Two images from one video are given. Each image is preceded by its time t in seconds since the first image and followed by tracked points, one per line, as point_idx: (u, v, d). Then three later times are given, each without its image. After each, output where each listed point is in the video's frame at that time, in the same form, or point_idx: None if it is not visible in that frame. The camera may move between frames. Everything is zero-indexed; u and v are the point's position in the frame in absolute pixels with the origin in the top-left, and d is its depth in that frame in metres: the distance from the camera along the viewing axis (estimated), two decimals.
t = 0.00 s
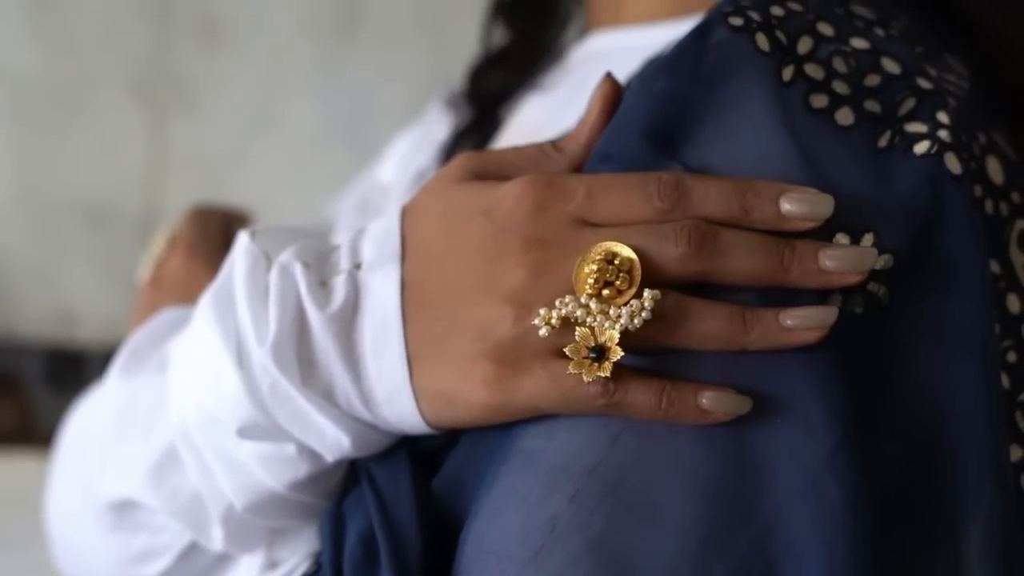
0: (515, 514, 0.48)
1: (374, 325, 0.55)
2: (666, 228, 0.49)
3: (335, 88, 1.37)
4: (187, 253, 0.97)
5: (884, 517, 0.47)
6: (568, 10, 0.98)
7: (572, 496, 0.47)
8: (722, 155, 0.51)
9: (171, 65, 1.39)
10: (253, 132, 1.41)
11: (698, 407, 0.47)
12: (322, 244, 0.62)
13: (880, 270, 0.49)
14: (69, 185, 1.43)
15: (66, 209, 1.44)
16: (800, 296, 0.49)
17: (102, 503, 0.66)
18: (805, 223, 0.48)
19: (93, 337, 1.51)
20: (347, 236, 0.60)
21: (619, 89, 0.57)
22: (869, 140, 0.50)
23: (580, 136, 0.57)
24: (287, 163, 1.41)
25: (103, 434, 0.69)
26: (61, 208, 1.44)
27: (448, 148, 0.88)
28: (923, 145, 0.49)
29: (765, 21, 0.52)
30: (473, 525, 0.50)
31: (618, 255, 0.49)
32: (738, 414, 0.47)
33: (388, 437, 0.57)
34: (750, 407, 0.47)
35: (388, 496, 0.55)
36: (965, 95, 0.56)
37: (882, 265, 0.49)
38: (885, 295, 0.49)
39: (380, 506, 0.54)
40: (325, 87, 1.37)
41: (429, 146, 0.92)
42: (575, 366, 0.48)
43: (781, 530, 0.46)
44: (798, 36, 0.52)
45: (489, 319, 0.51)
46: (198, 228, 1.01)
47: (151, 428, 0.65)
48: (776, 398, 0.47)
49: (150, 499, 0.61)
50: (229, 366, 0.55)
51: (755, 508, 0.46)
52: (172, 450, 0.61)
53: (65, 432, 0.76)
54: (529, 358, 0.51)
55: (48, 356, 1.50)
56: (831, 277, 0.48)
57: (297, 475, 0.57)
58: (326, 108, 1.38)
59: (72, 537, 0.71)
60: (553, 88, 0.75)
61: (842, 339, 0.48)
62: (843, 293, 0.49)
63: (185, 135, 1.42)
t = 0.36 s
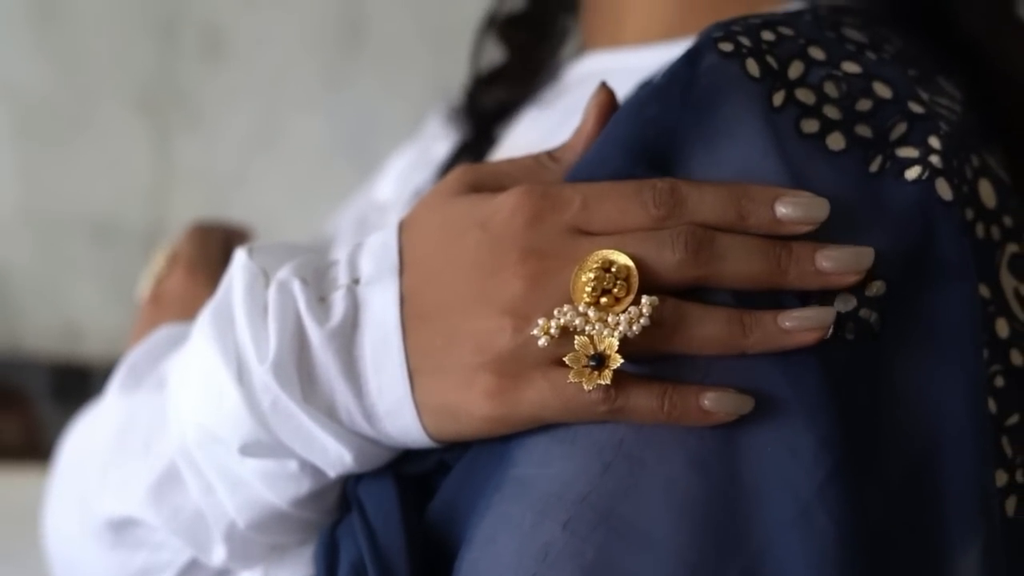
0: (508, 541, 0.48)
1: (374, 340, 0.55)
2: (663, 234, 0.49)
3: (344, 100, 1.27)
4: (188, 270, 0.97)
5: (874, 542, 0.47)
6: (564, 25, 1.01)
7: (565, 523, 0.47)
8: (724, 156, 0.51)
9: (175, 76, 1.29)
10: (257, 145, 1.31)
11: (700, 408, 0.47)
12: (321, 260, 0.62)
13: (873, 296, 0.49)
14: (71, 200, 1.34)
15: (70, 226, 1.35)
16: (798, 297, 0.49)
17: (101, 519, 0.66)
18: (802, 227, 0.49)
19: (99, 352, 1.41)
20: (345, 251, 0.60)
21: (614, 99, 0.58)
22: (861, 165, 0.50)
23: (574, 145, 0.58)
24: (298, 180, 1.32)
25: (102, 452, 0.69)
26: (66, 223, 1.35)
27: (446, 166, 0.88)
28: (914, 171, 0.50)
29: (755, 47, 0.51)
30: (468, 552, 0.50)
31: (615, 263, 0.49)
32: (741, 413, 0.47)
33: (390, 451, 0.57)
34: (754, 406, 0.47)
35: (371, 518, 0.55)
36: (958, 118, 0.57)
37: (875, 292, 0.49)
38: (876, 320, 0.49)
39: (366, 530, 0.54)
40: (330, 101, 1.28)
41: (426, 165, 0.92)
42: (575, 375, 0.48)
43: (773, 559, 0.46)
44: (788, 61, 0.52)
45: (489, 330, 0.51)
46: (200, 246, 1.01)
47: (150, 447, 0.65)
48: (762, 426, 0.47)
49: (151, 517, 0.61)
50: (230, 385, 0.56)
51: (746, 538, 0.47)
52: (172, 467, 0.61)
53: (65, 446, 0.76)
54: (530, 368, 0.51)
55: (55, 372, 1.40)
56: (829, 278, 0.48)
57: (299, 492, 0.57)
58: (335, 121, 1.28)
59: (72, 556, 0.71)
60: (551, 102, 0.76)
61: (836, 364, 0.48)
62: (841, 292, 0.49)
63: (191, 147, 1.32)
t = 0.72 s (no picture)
0: (504, 562, 0.48)
1: (374, 354, 0.55)
2: (662, 245, 0.49)
3: (346, 110, 1.27)
4: (188, 284, 0.98)
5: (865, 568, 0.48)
6: (562, 39, 1.01)
7: (559, 545, 0.47)
8: (720, 166, 0.51)
9: (180, 88, 1.29)
10: (260, 156, 1.31)
11: (699, 418, 0.47)
12: (320, 273, 0.62)
13: (867, 318, 0.49)
14: (74, 212, 1.34)
15: (74, 237, 1.36)
16: (796, 307, 0.50)
17: (100, 533, 0.66)
18: (801, 236, 0.49)
19: (105, 364, 1.41)
20: (345, 264, 0.60)
21: (613, 113, 0.58)
22: (855, 185, 0.51)
23: (573, 158, 0.58)
24: (304, 189, 1.32)
25: (101, 467, 0.69)
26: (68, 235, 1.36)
27: (444, 181, 0.88)
28: (908, 192, 0.50)
29: (749, 68, 0.52)
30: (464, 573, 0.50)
31: (612, 275, 0.49)
32: (741, 423, 0.47)
33: (389, 464, 0.57)
34: (752, 415, 0.48)
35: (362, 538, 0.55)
36: (953, 138, 0.58)
37: (869, 313, 0.49)
38: (870, 342, 0.49)
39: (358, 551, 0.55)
40: (333, 112, 1.28)
41: (424, 181, 0.92)
42: (573, 387, 0.48)
43: None
44: (783, 81, 0.52)
45: (488, 343, 0.52)
46: (201, 261, 1.01)
47: (150, 459, 0.65)
48: (746, 455, 0.48)
49: (151, 530, 0.61)
50: (231, 398, 0.56)
51: (739, 559, 0.47)
52: (172, 480, 0.61)
53: (64, 460, 0.76)
54: (529, 381, 0.51)
55: (60, 384, 1.40)
56: (828, 287, 0.49)
57: (300, 505, 0.57)
58: (338, 131, 1.28)
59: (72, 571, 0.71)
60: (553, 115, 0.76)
61: (828, 390, 0.48)
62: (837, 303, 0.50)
63: (195, 159, 1.32)
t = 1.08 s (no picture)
0: None
1: (378, 358, 0.55)
2: (661, 245, 0.49)
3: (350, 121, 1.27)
4: (192, 295, 0.98)
5: None
6: (559, 55, 1.02)
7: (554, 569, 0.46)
8: (719, 172, 0.51)
9: (185, 101, 1.29)
10: (265, 169, 1.31)
11: (700, 417, 0.47)
12: (323, 279, 0.62)
13: (861, 342, 0.49)
14: (81, 222, 1.35)
15: (81, 248, 1.37)
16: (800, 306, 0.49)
17: (101, 541, 0.67)
18: (800, 234, 0.49)
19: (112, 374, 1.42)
20: (348, 272, 0.60)
21: (613, 118, 0.57)
22: (851, 208, 0.50)
23: (575, 164, 0.58)
24: (309, 201, 1.31)
25: (102, 475, 0.70)
26: (75, 245, 1.37)
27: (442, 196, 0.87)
28: (903, 215, 0.50)
29: (745, 91, 0.52)
30: None
31: (611, 273, 0.49)
32: (739, 421, 0.47)
33: (391, 468, 0.57)
34: (753, 414, 0.47)
35: (363, 543, 0.55)
36: (950, 159, 0.58)
37: (864, 337, 0.49)
38: (865, 367, 0.49)
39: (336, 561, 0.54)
40: (339, 124, 1.27)
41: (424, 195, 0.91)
42: (575, 385, 0.49)
43: None
44: (779, 103, 0.53)
45: (489, 346, 0.52)
46: (203, 272, 1.02)
47: (151, 467, 0.65)
48: (736, 484, 0.47)
49: (154, 538, 0.61)
50: (235, 403, 0.56)
51: None
52: (174, 491, 0.62)
53: (65, 469, 0.77)
54: (531, 383, 0.51)
55: (69, 396, 1.40)
56: (828, 284, 0.48)
57: (303, 511, 0.57)
58: (343, 144, 1.28)
59: None
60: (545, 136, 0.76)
61: (823, 415, 0.48)
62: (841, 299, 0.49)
63: (201, 172, 1.32)
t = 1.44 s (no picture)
0: None
1: (381, 360, 0.56)
2: (662, 248, 0.50)
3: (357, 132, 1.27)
4: (195, 305, 0.98)
5: None
6: (559, 68, 1.00)
7: None
8: (719, 182, 0.52)
9: (193, 113, 1.30)
10: (273, 179, 1.31)
11: (699, 418, 0.47)
12: (327, 284, 0.63)
13: (858, 364, 0.49)
14: (90, 234, 1.36)
15: (88, 260, 1.37)
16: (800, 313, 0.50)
17: (100, 545, 0.67)
18: (800, 240, 0.49)
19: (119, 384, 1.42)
20: (353, 276, 0.61)
21: (618, 123, 0.57)
22: (848, 232, 0.51)
23: (580, 171, 0.58)
24: (318, 212, 1.31)
25: (104, 480, 0.69)
26: (84, 256, 1.37)
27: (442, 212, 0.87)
28: (902, 238, 0.50)
29: (743, 113, 0.52)
30: None
31: (612, 274, 0.50)
32: (740, 424, 0.47)
33: (394, 471, 0.58)
34: (752, 417, 0.48)
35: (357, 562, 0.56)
36: (949, 180, 0.58)
37: (860, 360, 0.49)
38: (861, 390, 0.49)
39: None
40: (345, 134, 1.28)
41: (423, 209, 0.91)
42: (575, 385, 0.49)
43: None
44: (776, 125, 0.53)
45: (491, 347, 0.52)
46: (206, 281, 1.02)
47: (154, 473, 0.65)
48: (729, 506, 0.47)
49: (156, 541, 0.62)
50: (238, 403, 0.56)
51: None
52: (178, 492, 0.62)
53: (65, 476, 0.77)
54: (533, 383, 0.51)
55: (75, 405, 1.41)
56: (827, 289, 0.49)
57: (305, 513, 0.58)
58: (350, 153, 1.28)
59: None
60: (546, 152, 0.77)
61: (818, 435, 0.48)
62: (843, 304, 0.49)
63: (209, 183, 1.33)
